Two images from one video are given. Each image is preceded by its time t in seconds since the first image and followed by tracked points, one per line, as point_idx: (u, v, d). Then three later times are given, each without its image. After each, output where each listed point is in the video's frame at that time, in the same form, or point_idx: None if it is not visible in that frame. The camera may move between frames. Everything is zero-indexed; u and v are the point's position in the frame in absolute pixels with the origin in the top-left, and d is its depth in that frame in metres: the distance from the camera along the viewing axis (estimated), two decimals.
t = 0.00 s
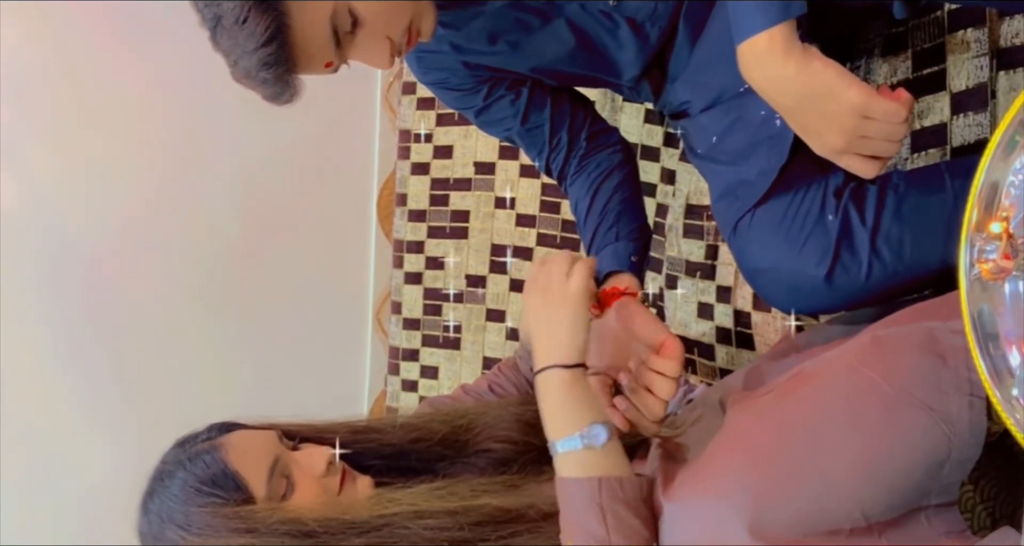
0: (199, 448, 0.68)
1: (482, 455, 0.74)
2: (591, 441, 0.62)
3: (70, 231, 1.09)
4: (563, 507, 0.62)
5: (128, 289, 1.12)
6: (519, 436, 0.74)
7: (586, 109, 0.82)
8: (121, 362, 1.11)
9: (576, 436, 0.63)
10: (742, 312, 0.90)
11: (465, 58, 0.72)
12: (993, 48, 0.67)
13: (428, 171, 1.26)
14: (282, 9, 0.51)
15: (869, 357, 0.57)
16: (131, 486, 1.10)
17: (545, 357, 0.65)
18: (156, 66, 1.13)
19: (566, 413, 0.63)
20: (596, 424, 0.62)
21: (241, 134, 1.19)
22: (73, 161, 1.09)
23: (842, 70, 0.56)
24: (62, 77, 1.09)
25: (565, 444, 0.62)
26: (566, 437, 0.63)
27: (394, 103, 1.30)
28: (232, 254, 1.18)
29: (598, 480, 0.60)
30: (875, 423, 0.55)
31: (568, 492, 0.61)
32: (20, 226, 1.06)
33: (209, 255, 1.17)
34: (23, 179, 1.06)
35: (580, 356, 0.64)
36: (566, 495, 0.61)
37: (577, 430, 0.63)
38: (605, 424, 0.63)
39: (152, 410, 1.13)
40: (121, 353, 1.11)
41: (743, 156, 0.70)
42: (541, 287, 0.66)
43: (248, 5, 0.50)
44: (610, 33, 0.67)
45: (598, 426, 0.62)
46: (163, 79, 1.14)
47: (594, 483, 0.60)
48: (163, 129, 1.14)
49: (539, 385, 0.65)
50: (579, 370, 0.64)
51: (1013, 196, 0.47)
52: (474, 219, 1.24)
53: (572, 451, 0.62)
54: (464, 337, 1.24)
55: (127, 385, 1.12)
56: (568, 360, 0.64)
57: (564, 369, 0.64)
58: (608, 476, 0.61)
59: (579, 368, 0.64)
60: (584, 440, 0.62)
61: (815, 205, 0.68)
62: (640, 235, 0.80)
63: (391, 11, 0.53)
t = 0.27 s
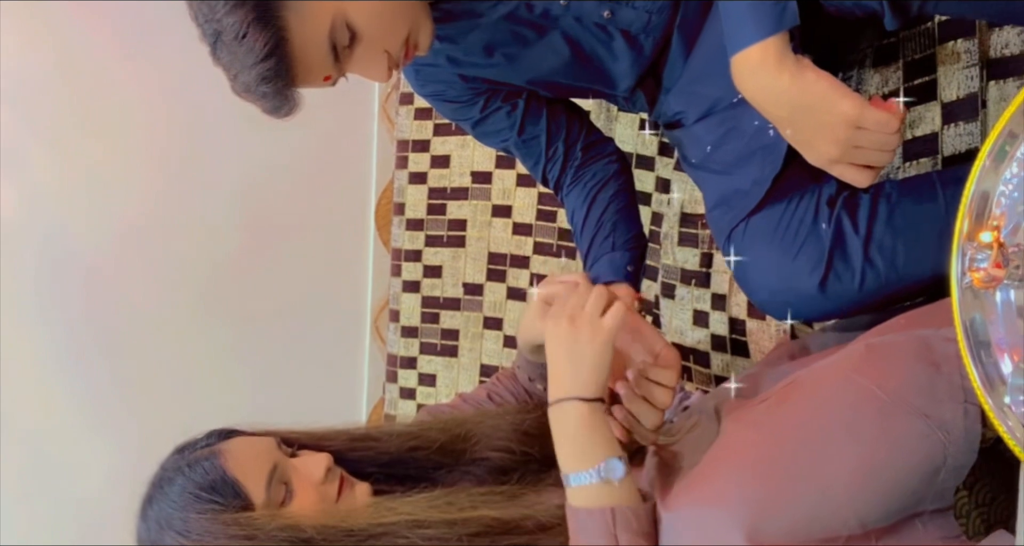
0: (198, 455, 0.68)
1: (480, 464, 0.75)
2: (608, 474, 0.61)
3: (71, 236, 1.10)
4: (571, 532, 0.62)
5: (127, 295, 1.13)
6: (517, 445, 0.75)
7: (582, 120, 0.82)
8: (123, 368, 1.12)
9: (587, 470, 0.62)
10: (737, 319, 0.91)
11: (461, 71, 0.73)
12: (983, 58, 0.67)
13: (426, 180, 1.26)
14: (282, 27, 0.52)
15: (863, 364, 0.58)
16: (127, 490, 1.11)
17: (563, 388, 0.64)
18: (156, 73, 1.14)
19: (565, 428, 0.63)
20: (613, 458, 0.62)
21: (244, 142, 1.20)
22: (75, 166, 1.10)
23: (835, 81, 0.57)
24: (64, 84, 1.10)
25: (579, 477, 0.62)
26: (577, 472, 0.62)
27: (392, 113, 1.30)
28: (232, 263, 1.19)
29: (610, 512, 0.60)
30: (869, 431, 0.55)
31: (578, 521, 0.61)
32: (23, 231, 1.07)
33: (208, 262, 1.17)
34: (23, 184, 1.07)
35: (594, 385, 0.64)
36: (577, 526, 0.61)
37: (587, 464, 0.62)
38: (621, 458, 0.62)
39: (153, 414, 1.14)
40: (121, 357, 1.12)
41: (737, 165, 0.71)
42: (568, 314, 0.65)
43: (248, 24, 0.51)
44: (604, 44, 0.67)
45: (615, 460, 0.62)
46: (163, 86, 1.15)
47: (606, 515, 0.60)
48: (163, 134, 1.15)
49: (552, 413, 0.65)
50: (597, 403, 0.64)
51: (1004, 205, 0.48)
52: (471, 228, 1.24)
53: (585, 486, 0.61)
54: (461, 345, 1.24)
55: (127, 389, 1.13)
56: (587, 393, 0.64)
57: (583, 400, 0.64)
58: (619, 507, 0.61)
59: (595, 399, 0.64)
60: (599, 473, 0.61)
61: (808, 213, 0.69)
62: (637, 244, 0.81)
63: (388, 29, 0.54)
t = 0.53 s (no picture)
0: (195, 468, 0.68)
1: (476, 473, 0.76)
2: (614, 482, 0.62)
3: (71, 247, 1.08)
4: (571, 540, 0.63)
5: (125, 306, 1.11)
6: (511, 453, 0.76)
7: (571, 130, 0.84)
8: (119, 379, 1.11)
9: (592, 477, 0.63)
10: (724, 324, 0.93)
11: (452, 84, 0.74)
12: (959, 70, 0.69)
13: (417, 189, 1.27)
14: (277, 46, 0.53)
15: (849, 370, 0.59)
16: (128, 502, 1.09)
17: (573, 401, 0.64)
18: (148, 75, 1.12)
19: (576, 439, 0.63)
20: (619, 466, 0.63)
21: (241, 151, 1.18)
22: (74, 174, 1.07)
23: (816, 94, 0.58)
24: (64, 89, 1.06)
25: (585, 484, 0.62)
26: (583, 478, 0.62)
27: (384, 122, 1.30)
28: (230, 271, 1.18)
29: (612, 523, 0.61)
30: (854, 436, 0.57)
31: (581, 529, 0.62)
32: (23, 244, 1.05)
33: (210, 270, 1.17)
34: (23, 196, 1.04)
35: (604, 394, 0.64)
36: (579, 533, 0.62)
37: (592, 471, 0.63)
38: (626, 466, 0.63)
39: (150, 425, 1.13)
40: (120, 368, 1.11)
41: (722, 174, 0.73)
42: (569, 329, 0.65)
43: (244, 43, 0.52)
44: (591, 58, 0.69)
45: (621, 469, 0.62)
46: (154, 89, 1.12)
47: (608, 525, 0.61)
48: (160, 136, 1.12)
49: (562, 427, 0.64)
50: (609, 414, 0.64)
51: (978, 215, 0.50)
52: (464, 235, 1.25)
53: (589, 492, 0.62)
54: (454, 351, 1.25)
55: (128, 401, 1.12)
56: (598, 403, 0.63)
57: (595, 412, 0.63)
58: (621, 518, 0.61)
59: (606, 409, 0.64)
60: (604, 481, 0.62)
61: (792, 221, 0.70)
62: (627, 253, 0.82)
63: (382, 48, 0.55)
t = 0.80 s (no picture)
0: (190, 471, 0.70)
1: (466, 474, 0.78)
2: (610, 473, 0.64)
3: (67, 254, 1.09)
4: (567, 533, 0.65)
5: (117, 314, 1.12)
6: (501, 454, 0.78)
7: (558, 137, 0.86)
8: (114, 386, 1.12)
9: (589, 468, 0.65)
10: (711, 323, 0.95)
11: (441, 91, 0.76)
12: (930, 76, 0.72)
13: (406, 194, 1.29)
14: (270, 55, 0.55)
15: (826, 364, 0.62)
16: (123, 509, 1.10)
17: (573, 394, 0.67)
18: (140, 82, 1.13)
19: (577, 429, 0.66)
20: (616, 458, 0.65)
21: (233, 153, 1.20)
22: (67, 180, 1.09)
23: (790, 101, 0.61)
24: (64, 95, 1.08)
25: (582, 475, 0.65)
26: (581, 469, 0.65)
27: (372, 127, 1.30)
28: (219, 277, 1.19)
29: (607, 514, 0.63)
30: (831, 428, 0.59)
31: (578, 519, 0.64)
32: (16, 252, 1.05)
33: (201, 277, 1.17)
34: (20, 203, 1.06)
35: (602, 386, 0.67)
36: (575, 522, 0.64)
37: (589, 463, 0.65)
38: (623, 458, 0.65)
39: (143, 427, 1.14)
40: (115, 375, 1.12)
41: (704, 178, 0.75)
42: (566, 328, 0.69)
43: (238, 53, 0.54)
44: (578, 65, 0.71)
45: (618, 461, 0.64)
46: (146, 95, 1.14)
47: (602, 515, 0.63)
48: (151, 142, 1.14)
49: (563, 420, 0.67)
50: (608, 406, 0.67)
51: (940, 216, 0.53)
52: (454, 238, 1.27)
53: (586, 483, 0.64)
54: (445, 354, 1.26)
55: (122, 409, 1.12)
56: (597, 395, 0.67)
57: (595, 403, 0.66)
58: (615, 510, 0.64)
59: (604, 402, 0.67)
60: (602, 473, 0.64)
61: (772, 223, 0.73)
62: (614, 256, 0.84)
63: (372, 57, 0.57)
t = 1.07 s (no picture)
0: (194, 458, 0.72)
1: (460, 460, 0.80)
2: (592, 456, 0.68)
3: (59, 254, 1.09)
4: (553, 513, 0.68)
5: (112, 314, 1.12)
6: (494, 441, 0.80)
7: (546, 134, 0.89)
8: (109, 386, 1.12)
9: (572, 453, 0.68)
10: (694, 315, 0.98)
11: (431, 88, 0.78)
12: (906, 72, 0.74)
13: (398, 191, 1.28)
14: (265, 58, 0.57)
15: (801, 351, 0.65)
16: (118, 508, 1.10)
17: (556, 386, 0.70)
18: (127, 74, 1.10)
19: (561, 418, 0.69)
20: (597, 442, 0.68)
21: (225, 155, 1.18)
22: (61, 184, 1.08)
23: (769, 99, 0.63)
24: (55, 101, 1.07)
25: (566, 459, 0.68)
26: (564, 453, 0.68)
27: (363, 126, 1.29)
28: (213, 279, 1.18)
29: (589, 493, 0.66)
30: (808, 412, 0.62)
31: (563, 501, 0.67)
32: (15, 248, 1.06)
33: (194, 279, 1.17)
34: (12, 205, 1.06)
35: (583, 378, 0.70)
36: (561, 504, 0.67)
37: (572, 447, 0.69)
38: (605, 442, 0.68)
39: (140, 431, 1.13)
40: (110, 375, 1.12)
41: (689, 173, 0.77)
42: (544, 324, 0.71)
43: (233, 54, 0.56)
44: (564, 63, 0.73)
45: (599, 444, 0.68)
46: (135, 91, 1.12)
47: (584, 495, 0.66)
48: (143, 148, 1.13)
49: (547, 410, 0.70)
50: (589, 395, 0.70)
51: (911, 205, 0.55)
52: (445, 236, 1.28)
53: (569, 466, 0.68)
54: (437, 348, 1.28)
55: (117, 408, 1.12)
56: (578, 386, 0.70)
57: (577, 394, 0.69)
58: (597, 490, 0.67)
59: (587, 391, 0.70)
60: (583, 455, 0.68)
61: (754, 216, 0.75)
62: (600, 249, 0.86)
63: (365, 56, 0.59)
